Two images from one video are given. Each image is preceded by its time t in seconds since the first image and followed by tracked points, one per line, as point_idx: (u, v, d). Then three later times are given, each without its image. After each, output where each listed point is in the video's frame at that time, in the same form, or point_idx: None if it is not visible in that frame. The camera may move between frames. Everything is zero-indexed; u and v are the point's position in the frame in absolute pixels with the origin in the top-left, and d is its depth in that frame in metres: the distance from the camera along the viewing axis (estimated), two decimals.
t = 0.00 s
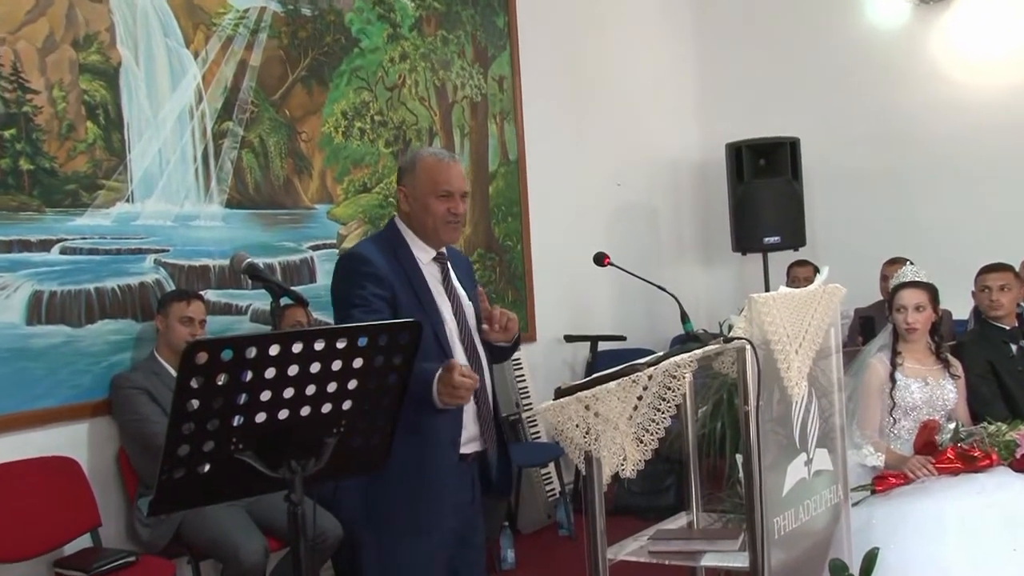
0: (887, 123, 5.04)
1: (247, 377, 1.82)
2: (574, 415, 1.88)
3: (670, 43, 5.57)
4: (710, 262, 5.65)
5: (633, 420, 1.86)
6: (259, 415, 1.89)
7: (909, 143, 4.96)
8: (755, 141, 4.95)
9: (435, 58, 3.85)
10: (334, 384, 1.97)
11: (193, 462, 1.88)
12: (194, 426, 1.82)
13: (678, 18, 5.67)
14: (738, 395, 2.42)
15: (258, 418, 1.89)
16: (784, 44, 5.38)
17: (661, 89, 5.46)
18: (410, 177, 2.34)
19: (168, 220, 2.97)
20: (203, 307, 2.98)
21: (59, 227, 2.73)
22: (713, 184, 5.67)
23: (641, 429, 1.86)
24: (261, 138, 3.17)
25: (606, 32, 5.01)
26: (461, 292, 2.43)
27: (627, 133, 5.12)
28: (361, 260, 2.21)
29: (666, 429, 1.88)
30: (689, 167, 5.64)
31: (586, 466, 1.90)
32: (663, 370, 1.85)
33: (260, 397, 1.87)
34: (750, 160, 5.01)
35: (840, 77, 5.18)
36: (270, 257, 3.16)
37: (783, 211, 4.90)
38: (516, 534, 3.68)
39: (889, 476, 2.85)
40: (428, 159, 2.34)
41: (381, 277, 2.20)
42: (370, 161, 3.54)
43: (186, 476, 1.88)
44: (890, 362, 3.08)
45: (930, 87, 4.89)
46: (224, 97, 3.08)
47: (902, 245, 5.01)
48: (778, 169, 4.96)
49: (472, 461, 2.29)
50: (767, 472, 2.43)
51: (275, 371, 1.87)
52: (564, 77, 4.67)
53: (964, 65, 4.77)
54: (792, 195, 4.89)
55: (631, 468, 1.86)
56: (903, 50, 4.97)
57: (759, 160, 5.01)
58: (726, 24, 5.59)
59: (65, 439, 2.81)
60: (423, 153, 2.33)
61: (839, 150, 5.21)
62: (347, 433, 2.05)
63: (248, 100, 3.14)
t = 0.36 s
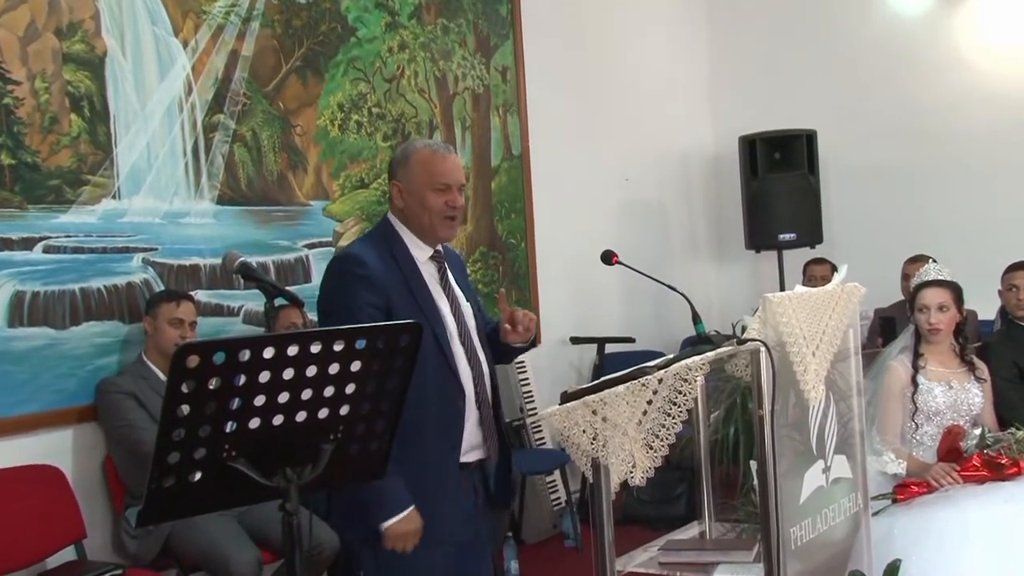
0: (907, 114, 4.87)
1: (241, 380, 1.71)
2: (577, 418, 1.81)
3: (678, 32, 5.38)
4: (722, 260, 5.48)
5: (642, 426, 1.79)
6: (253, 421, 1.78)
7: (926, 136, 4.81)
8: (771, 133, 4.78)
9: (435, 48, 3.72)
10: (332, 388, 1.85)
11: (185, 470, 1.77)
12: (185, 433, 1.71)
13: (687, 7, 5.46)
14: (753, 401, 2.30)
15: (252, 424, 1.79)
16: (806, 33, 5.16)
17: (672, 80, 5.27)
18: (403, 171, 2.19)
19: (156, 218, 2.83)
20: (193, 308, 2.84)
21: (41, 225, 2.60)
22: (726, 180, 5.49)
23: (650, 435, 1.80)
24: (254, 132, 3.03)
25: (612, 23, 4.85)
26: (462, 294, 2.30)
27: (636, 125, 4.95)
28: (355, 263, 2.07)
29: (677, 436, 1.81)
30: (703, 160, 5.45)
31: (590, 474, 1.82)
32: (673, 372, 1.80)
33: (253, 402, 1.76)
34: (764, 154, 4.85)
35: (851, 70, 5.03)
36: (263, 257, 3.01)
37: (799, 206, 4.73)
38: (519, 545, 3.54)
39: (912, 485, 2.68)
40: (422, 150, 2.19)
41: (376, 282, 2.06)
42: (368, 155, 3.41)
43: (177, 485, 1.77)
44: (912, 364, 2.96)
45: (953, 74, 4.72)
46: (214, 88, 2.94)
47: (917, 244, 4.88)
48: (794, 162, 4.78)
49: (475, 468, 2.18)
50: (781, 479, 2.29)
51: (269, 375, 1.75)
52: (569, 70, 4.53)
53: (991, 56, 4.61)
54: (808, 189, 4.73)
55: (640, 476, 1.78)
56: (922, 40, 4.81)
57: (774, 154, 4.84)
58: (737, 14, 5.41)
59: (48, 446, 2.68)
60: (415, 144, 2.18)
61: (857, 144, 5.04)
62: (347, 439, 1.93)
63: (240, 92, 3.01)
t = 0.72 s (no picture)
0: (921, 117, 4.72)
1: (230, 397, 1.53)
2: (584, 439, 1.71)
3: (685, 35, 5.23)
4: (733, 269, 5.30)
5: (651, 444, 1.70)
6: (242, 439, 1.59)
7: (942, 138, 4.67)
8: (786, 137, 4.53)
9: (433, 48, 3.57)
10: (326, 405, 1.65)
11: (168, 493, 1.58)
12: (172, 452, 1.53)
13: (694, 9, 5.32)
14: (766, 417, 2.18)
15: (240, 442, 1.59)
16: (810, 34, 5.06)
17: (681, 83, 5.11)
18: (416, 170, 2.08)
19: (140, 225, 2.70)
20: (179, 320, 2.70)
21: (18, 233, 2.47)
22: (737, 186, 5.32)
23: (659, 453, 1.71)
24: (243, 135, 2.88)
25: (619, 23, 4.70)
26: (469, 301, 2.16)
27: (643, 130, 4.81)
28: (342, 272, 1.96)
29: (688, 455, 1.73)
30: (713, 165, 5.30)
31: (597, 497, 1.72)
32: (683, 388, 1.72)
33: (242, 419, 1.58)
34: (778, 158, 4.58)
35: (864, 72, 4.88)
36: (253, 266, 2.87)
37: (814, 214, 4.49)
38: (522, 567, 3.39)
39: (935, 507, 2.53)
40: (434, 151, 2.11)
41: (361, 294, 1.96)
42: (363, 160, 3.25)
43: (159, 511, 1.58)
44: (935, 378, 2.81)
45: (969, 76, 4.59)
46: (200, 89, 2.81)
47: (933, 252, 4.71)
48: (809, 167, 4.54)
49: (485, 486, 2.01)
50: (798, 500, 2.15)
51: (259, 390, 1.57)
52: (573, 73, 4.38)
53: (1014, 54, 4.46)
54: (825, 196, 4.50)
55: (646, 496, 1.70)
56: (937, 41, 4.67)
57: (788, 158, 4.59)
58: (746, 16, 5.27)
59: (25, 466, 2.53)
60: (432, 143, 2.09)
61: (872, 149, 4.88)
62: (343, 458, 1.74)
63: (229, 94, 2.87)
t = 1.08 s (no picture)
0: (953, 107, 4.45)
1: (217, 411, 1.61)
2: (599, 453, 1.56)
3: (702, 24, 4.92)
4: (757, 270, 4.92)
5: (670, 458, 1.57)
6: (230, 455, 1.67)
7: (976, 131, 4.39)
8: (815, 124, 4.19)
9: (432, 32, 3.28)
10: (319, 419, 1.75)
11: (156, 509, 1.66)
12: (156, 469, 1.61)
13: None
14: (793, 431, 1.88)
15: (230, 457, 1.68)
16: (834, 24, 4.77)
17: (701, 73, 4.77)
18: (423, 170, 2.24)
19: (119, 226, 2.48)
20: (162, 327, 2.50)
21: None
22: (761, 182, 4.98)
23: (679, 468, 1.57)
24: (229, 128, 2.61)
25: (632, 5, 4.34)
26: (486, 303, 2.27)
27: (663, 122, 4.46)
28: (351, 272, 2.12)
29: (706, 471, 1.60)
30: (737, 164, 4.90)
31: (613, 515, 1.56)
32: (705, 398, 1.57)
33: (231, 435, 1.66)
34: (806, 148, 4.27)
35: (895, 61, 4.59)
36: (240, 269, 2.65)
37: (845, 208, 4.15)
38: None
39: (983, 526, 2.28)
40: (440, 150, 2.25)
41: (372, 295, 2.10)
42: (358, 155, 2.99)
43: (147, 525, 1.65)
44: (980, 385, 2.59)
45: (1004, 63, 4.33)
46: (184, 80, 2.58)
47: (971, 250, 4.43)
48: (840, 158, 4.20)
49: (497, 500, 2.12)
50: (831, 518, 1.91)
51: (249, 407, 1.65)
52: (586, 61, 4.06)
53: None
54: (857, 188, 4.15)
55: (668, 515, 1.55)
56: (972, 27, 4.40)
57: (817, 149, 4.27)
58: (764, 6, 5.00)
59: None
60: (435, 141, 2.24)
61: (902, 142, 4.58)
62: (334, 471, 1.82)
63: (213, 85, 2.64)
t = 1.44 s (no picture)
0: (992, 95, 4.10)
1: (202, 442, 1.36)
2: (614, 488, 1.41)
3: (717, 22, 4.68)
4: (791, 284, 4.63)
5: (694, 488, 1.37)
6: (217, 492, 1.42)
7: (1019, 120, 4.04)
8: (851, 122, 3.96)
9: (430, 26, 3.03)
10: (315, 449, 1.50)
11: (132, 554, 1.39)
12: (133, 509, 1.35)
13: None
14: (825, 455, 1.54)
15: (217, 494, 1.42)
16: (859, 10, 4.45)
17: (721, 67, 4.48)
18: (422, 174, 2.04)
19: (92, 242, 2.24)
20: (139, 351, 2.27)
21: None
22: (789, 190, 4.65)
23: (704, 499, 1.37)
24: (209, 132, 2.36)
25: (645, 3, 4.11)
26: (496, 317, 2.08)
27: (680, 125, 4.20)
28: (353, 291, 1.86)
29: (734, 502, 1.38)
30: (761, 165, 4.62)
31: (635, 551, 1.41)
32: (734, 422, 1.36)
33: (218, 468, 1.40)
34: (839, 146, 4.02)
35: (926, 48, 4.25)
36: (226, 287, 2.41)
37: (880, 212, 3.92)
38: None
39: None
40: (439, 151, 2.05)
41: (383, 313, 1.85)
42: (352, 161, 2.74)
43: None
44: None
45: None
46: (162, 82, 2.36)
47: (1012, 254, 4.07)
48: (875, 157, 3.97)
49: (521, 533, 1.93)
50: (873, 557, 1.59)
51: (238, 436, 1.40)
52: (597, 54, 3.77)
53: None
54: (891, 189, 3.93)
55: (693, 552, 1.35)
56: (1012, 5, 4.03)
57: (852, 147, 4.02)
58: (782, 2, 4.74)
59: None
60: (433, 141, 2.04)
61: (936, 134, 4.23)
62: (335, 509, 1.57)
63: (192, 84, 2.40)
